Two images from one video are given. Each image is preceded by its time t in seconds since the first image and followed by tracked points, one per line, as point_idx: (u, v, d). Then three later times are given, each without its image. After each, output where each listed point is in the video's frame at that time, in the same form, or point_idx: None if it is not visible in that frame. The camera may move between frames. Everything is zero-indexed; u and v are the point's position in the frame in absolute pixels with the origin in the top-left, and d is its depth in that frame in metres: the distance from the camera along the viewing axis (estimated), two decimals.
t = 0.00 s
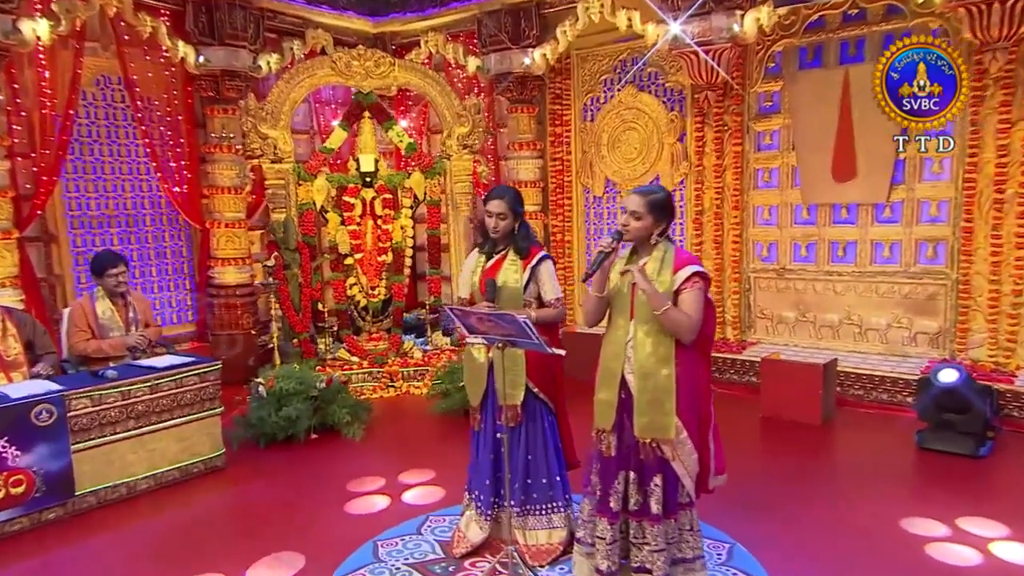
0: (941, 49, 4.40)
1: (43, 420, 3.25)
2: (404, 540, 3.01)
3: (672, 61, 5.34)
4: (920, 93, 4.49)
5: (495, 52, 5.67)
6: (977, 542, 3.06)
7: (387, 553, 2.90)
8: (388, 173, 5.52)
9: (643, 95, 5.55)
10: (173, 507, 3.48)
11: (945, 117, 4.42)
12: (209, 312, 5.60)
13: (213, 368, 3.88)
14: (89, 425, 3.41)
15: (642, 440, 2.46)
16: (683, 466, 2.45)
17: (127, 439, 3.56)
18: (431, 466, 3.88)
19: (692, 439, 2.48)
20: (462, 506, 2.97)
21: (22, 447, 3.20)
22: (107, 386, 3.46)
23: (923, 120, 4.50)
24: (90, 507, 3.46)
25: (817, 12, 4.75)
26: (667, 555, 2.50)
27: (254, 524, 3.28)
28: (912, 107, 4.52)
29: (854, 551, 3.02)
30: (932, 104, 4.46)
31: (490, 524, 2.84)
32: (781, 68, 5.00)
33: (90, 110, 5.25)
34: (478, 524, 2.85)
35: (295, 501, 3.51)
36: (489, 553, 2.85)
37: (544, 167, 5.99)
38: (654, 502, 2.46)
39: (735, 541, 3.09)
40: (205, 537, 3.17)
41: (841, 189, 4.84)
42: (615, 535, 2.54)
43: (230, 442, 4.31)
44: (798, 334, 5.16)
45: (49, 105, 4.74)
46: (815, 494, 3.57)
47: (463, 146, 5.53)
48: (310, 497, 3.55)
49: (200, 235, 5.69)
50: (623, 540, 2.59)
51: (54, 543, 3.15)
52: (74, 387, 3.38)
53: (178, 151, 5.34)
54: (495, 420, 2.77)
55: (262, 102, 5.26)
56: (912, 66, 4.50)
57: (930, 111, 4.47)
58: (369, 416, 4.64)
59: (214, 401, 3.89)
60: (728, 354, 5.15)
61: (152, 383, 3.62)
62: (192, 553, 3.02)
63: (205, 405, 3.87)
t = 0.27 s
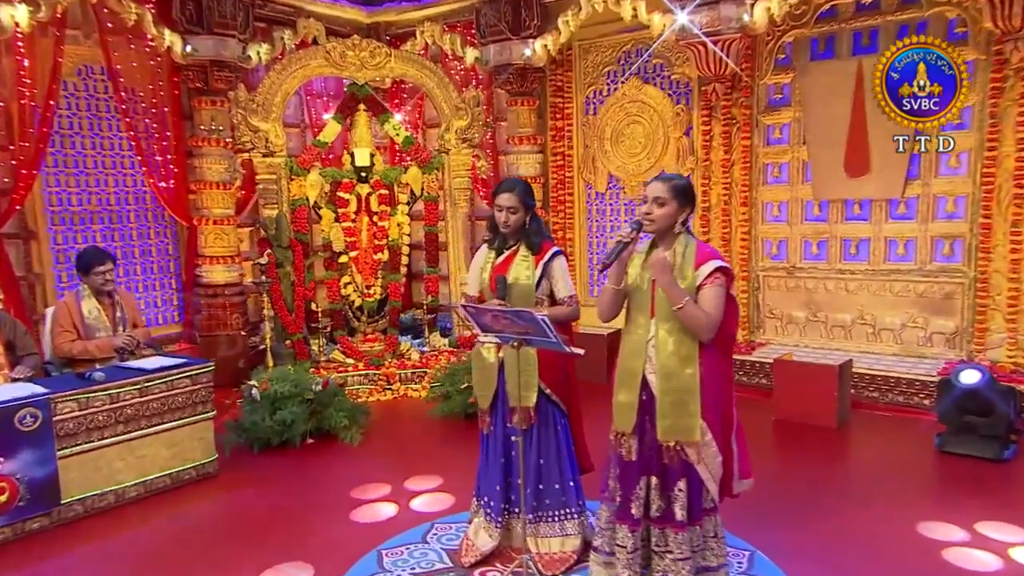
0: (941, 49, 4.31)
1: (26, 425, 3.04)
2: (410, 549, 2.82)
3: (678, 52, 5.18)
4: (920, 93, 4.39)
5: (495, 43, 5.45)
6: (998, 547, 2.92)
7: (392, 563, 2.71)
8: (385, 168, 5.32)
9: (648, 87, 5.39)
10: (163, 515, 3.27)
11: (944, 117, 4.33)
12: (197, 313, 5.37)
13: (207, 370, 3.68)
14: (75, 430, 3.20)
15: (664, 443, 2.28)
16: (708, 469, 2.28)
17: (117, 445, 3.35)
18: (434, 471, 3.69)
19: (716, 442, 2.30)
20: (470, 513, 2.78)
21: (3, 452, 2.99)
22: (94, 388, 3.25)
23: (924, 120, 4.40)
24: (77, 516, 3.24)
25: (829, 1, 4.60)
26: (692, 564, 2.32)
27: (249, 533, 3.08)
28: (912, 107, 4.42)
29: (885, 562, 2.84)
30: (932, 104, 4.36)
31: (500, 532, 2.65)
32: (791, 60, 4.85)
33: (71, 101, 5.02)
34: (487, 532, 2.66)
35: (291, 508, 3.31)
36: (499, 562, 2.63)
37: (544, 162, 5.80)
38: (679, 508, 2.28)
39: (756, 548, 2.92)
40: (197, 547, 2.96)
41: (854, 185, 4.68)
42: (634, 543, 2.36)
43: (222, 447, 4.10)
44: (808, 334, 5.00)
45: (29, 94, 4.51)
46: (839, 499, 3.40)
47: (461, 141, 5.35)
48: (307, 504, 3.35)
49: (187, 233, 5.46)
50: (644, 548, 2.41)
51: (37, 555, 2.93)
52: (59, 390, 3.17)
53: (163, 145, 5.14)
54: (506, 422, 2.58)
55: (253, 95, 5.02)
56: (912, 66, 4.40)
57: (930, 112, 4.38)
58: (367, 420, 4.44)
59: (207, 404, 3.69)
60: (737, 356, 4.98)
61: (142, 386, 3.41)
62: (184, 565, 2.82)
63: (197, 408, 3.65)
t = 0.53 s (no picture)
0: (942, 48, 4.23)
1: (10, 430, 2.84)
2: (416, 558, 2.66)
3: (683, 44, 5.04)
4: (920, 93, 4.32)
5: (495, 34, 5.21)
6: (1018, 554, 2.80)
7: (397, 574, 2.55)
8: (380, 164, 5.14)
9: (652, 80, 5.24)
10: (154, 525, 3.08)
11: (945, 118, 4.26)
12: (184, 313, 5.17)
13: (200, 372, 3.47)
14: (62, 435, 3.00)
15: (686, 447, 2.13)
16: (731, 474, 2.13)
17: (106, 451, 3.16)
18: (435, 476, 3.52)
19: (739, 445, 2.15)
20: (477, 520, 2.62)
21: None
22: (81, 392, 3.05)
23: (923, 120, 4.33)
24: (64, 526, 3.04)
25: None
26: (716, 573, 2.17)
27: (243, 545, 2.89)
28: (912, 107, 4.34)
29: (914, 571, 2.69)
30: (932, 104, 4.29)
31: (511, 540, 2.48)
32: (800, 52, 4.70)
33: (52, 92, 4.81)
34: (497, 540, 2.49)
35: (287, 517, 3.12)
36: (510, 572, 2.47)
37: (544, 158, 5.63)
38: (702, 515, 2.13)
39: (776, 557, 2.76)
40: (191, 560, 2.77)
41: (865, 181, 4.54)
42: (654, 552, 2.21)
43: (214, 453, 3.91)
44: (818, 335, 4.86)
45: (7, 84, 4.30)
46: (862, 503, 3.26)
47: (461, 134, 5.16)
48: (304, 512, 3.17)
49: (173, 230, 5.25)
50: (664, 556, 2.25)
51: (20, 569, 2.73)
52: (45, 393, 2.98)
53: (148, 139, 4.94)
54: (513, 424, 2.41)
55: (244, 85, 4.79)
56: (912, 65, 4.32)
57: (930, 111, 4.30)
58: (364, 423, 4.26)
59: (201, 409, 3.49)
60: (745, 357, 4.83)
61: (132, 390, 3.21)
62: None
63: (190, 413, 3.45)
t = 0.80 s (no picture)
0: (942, 49, 4.17)
1: None
2: (423, 566, 2.55)
3: (687, 39, 4.94)
4: (920, 93, 4.26)
5: (494, 28, 5.10)
6: None
7: None
8: (378, 161, 5.01)
9: (655, 75, 5.14)
10: (149, 533, 2.94)
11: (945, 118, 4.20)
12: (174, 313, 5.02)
13: (197, 375, 3.33)
14: (54, 440, 2.87)
15: (705, 450, 2.01)
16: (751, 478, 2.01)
17: (100, 455, 3.02)
18: (437, 480, 3.39)
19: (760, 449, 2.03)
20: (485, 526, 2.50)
21: None
22: (74, 395, 2.91)
23: (924, 122, 4.28)
24: (56, 534, 2.91)
25: None
26: None
27: (240, 553, 2.76)
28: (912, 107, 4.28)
29: None
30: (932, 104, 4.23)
31: (521, 547, 2.36)
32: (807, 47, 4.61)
33: (37, 86, 4.66)
34: (506, 545, 2.36)
35: (285, 524, 2.99)
36: None
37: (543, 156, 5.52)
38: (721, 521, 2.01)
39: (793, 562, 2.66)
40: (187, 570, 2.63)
41: (873, 179, 4.45)
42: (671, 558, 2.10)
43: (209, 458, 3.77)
44: (825, 335, 4.76)
45: None
46: (881, 507, 3.16)
47: (461, 131, 5.04)
48: (303, 519, 3.04)
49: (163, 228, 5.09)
50: (681, 563, 2.13)
51: None
52: (36, 396, 2.84)
53: (137, 134, 4.79)
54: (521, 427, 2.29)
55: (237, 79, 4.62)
56: (912, 66, 4.26)
57: (930, 113, 4.25)
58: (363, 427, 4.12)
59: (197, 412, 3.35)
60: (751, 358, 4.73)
61: (126, 393, 3.06)
62: None
63: (186, 416, 3.31)
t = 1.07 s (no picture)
0: (943, 48, 4.12)
1: None
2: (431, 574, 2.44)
3: (692, 35, 4.86)
4: (920, 93, 4.20)
5: (494, 22, 4.97)
6: None
7: None
8: (376, 158, 4.90)
9: (658, 71, 5.05)
10: (148, 541, 2.81)
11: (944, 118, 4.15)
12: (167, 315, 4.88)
13: (196, 376, 3.20)
14: (50, 445, 2.75)
15: (729, 453, 1.92)
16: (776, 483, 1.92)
17: (97, 461, 2.90)
18: (443, 484, 3.28)
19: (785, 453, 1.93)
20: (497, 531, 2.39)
21: None
22: (70, 398, 2.79)
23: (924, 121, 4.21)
24: (51, 542, 2.77)
25: None
26: None
27: (243, 562, 2.63)
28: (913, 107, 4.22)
29: None
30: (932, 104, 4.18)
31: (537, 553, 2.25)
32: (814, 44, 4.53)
33: (26, 79, 4.53)
34: (520, 552, 2.26)
35: (287, 530, 2.87)
36: None
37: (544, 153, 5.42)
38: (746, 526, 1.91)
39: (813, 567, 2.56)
40: None
41: (881, 177, 4.38)
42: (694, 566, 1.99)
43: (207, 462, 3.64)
44: (832, 336, 4.67)
45: None
46: (903, 509, 3.07)
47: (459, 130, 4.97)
48: (306, 525, 2.92)
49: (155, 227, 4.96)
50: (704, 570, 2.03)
51: None
52: (32, 400, 2.72)
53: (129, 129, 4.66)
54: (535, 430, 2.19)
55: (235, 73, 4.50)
56: (911, 65, 4.20)
57: (930, 112, 4.19)
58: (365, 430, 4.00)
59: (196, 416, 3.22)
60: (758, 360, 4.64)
61: (123, 395, 2.94)
62: None
63: (185, 419, 3.18)
